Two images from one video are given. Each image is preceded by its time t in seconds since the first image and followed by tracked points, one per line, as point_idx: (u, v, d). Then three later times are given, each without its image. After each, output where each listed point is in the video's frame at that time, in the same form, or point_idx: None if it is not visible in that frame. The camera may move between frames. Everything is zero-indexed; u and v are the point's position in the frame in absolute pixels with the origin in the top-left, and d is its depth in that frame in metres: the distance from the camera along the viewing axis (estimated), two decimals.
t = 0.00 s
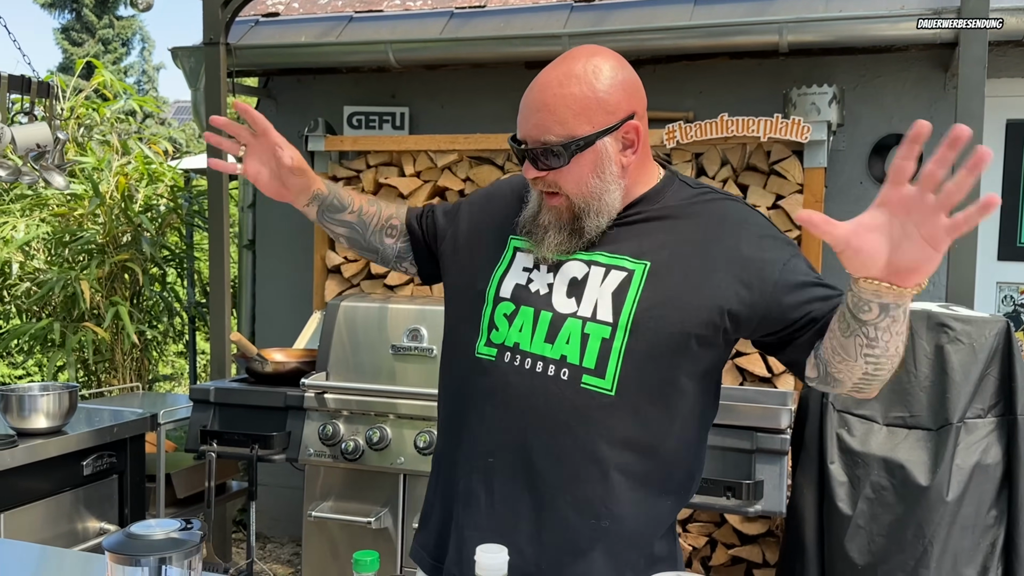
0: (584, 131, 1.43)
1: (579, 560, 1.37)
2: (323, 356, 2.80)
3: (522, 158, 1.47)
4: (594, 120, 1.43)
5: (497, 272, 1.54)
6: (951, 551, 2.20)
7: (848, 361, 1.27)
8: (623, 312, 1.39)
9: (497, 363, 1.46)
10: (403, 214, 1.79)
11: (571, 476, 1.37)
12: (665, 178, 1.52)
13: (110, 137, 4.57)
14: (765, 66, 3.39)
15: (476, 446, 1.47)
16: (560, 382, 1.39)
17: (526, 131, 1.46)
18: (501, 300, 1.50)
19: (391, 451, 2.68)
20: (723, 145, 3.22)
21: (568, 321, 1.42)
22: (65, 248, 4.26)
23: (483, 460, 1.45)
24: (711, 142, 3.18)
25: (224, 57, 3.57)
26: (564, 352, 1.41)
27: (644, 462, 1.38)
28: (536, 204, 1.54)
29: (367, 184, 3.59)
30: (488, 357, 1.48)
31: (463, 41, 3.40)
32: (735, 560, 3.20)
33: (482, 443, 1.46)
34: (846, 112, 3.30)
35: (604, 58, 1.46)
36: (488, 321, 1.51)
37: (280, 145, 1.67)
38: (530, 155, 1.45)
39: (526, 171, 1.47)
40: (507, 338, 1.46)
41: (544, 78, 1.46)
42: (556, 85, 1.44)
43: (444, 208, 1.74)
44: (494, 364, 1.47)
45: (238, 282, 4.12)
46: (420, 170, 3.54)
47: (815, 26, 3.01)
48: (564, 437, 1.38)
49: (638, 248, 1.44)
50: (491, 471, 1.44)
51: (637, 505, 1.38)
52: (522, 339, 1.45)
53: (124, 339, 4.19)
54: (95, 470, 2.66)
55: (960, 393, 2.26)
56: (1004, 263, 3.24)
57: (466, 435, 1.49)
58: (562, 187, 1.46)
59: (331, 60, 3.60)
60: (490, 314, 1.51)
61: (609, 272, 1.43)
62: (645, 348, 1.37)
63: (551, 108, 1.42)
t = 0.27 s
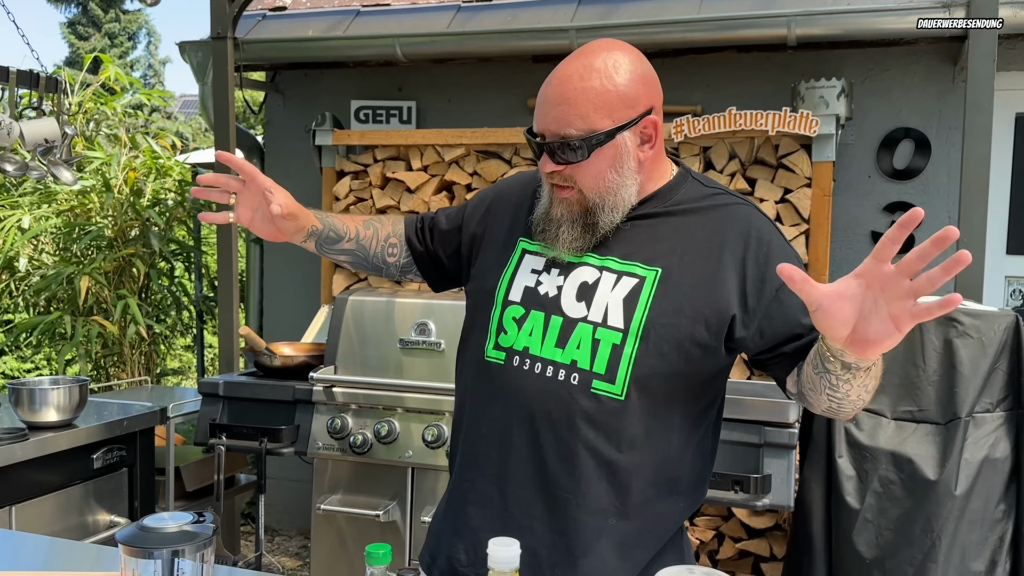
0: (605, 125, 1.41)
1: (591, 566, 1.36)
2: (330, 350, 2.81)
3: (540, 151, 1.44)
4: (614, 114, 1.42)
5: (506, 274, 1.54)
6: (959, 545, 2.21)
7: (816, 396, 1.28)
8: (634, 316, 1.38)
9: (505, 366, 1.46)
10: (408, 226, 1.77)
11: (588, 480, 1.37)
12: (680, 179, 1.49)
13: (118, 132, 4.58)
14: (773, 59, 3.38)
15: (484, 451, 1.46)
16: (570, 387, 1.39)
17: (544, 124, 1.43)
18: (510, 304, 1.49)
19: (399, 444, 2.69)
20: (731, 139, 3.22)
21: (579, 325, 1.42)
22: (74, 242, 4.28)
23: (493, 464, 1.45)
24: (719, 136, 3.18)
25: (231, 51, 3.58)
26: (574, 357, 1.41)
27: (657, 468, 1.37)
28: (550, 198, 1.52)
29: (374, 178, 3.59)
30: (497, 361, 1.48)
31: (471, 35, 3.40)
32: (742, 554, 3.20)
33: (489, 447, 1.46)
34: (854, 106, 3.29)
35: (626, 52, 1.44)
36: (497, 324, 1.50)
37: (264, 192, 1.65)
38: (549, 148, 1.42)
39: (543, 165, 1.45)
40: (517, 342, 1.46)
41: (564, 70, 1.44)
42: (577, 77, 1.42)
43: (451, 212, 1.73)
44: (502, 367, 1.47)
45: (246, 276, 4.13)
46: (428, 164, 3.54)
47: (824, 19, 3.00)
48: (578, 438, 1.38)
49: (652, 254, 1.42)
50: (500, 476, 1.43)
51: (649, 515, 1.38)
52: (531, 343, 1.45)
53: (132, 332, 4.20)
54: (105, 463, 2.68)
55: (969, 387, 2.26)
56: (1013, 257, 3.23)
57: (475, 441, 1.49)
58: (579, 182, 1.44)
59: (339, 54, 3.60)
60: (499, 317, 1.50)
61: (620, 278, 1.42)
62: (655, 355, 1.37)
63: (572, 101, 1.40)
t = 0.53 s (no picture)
0: (599, 117, 1.38)
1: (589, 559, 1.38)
2: (337, 343, 2.82)
3: (534, 144, 1.41)
4: (610, 106, 1.38)
5: (495, 270, 1.52)
6: (965, 538, 2.22)
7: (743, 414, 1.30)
8: (620, 315, 1.38)
9: (493, 362, 1.46)
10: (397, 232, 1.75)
11: (578, 471, 1.38)
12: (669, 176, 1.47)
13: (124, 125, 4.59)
14: (780, 51, 3.37)
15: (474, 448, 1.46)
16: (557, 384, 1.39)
17: (538, 115, 1.40)
18: (499, 300, 1.48)
19: (406, 437, 2.70)
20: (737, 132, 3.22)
21: (566, 325, 1.41)
22: (81, 235, 4.30)
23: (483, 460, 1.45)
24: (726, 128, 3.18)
25: (237, 45, 3.58)
26: (561, 355, 1.40)
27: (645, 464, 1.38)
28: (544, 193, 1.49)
29: (380, 171, 3.59)
30: (485, 357, 1.47)
31: (476, 28, 3.40)
32: (747, 546, 3.21)
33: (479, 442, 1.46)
34: (860, 98, 3.28)
35: (623, 45, 1.41)
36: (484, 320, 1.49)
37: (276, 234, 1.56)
38: (544, 140, 1.39)
39: (537, 157, 1.42)
40: (504, 338, 1.45)
41: (561, 61, 1.41)
42: (573, 68, 1.38)
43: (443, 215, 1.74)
44: (489, 364, 1.46)
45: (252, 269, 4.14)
46: (433, 158, 3.54)
47: (830, 11, 2.99)
48: (566, 435, 1.39)
49: (635, 251, 1.41)
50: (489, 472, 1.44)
51: (638, 505, 1.39)
52: (518, 340, 1.44)
53: (140, 325, 4.22)
54: (114, 456, 2.69)
55: (975, 380, 2.26)
56: (1020, 250, 3.23)
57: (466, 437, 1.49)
58: (573, 175, 1.41)
59: (344, 48, 3.61)
60: (488, 313, 1.49)
61: (606, 276, 1.41)
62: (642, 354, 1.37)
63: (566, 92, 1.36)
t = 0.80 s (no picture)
0: (556, 118, 1.34)
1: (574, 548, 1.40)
2: (345, 336, 2.83)
3: (492, 144, 1.38)
4: (565, 107, 1.35)
5: (447, 265, 1.55)
6: (972, 530, 2.23)
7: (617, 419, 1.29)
8: (553, 304, 1.38)
9: (443, 353, 1.48)
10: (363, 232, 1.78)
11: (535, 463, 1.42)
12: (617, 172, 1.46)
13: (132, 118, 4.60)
14: (788, 42, 3.35)
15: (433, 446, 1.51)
16: (500, 373, 1.41)
17: (495, 117, 1.36)
18: (450, 293, 1.50)
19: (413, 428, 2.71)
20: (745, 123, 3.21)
21: (507, 315, 1.41)
22: (89, 227, 4.31)
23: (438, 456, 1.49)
24: (733, 119, 3.17)
25: (244, 37, 3.58)
26: (504, 344, 1.41)
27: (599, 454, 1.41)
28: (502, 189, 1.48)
29: (387, 163, 3.59)
30: (437, 348, 1.50)
31: (483, 19, 3.39)
32: (754, 537, 3.22)
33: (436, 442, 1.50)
34: (869, 89, 3.27)
35: (575, 44, 1.37)
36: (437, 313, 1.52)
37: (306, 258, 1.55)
38: (501, 141, 1.36)
39: (495, 157, 1.39)
40: (453, 329, 1.48)
41: (515, 61, 1.36)
42: (527, 69, 1.34)
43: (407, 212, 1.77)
44: (440, 353, 1.49)
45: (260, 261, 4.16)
46: (440, 150, 3.54)
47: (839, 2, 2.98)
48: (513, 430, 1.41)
49: (569, 242, 1.41)
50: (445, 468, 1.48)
51: (603, 492, 1.42)
52: (466, 331, 1.46)
53: (148, 317, 4.24)
54: (123, 446, 2.71)
55: (982, 371, 2.26)
56: None
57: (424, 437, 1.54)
58: (531, 175, 1.39)
59: (351, 39, 3.60)
60: (440, 305, 1.52)
61: (541, 267, 1.41)
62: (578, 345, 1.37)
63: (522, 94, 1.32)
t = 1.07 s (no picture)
0: (448, 106, 1.38)
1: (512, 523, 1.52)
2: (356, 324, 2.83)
3: (389, 139, 1.41)
4: (456, 93, 1.39)
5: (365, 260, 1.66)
6: (986, 518, 2.21)
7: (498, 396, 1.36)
8: (445, 295, 1.49)
9: (361, 347, 1.62)
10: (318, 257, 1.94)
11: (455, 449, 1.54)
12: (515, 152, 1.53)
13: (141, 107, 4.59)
14: (800, 30, 3.33)
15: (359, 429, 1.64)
16: (406, 364, 1.53)
17: (389, 112, 1.39)
18: (365, 289, 1.63)
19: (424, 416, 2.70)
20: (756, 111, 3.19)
21: (414, 308, 1.53)
22: (98, 216, 4.32)
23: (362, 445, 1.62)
24: (745, 107, 3.15)
25: (253, 25, 3.56)
26: (410, 337, 1.53)
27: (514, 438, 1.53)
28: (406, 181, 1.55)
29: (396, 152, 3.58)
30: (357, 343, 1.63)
31: (493, 6, 3.37)
32: (764, 526, 3.21)
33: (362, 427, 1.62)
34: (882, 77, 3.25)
35: (455, 30, 1.41)
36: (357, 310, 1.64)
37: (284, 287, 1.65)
38: (398, 135, 1.39)
39: (394, 152, 1.43)
40: (368, 325, 1.61)
41: (398, 54, 1.39)
42: (411, 61, 1.37)
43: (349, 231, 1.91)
44: (360, 348, 1.62)
45: (269, 250, 4.15)
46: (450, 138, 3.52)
47: None
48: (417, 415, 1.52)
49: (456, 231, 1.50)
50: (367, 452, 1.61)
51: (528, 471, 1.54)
52: (379, 326, 1.58)
53: (158, 306, 4.25)
54: (135, 433, 2.72)
55: (998, 358, 2.24)
56: None
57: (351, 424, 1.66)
58: (429, 165, 1.44)
59: (360, 27, 3.59)
60: (360, 303, 1.65)
61: (435, 260, 1.52)
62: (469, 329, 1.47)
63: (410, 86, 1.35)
